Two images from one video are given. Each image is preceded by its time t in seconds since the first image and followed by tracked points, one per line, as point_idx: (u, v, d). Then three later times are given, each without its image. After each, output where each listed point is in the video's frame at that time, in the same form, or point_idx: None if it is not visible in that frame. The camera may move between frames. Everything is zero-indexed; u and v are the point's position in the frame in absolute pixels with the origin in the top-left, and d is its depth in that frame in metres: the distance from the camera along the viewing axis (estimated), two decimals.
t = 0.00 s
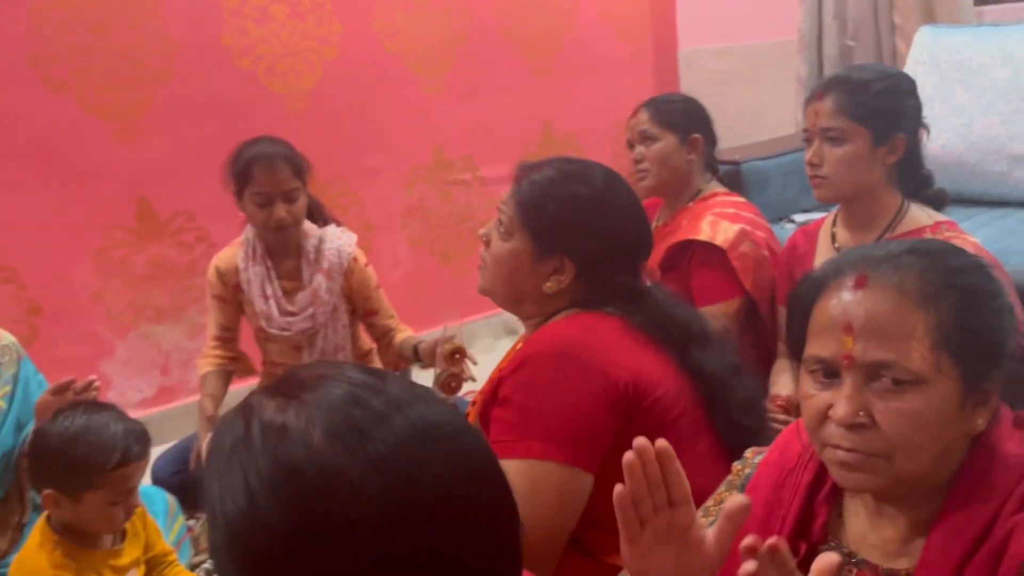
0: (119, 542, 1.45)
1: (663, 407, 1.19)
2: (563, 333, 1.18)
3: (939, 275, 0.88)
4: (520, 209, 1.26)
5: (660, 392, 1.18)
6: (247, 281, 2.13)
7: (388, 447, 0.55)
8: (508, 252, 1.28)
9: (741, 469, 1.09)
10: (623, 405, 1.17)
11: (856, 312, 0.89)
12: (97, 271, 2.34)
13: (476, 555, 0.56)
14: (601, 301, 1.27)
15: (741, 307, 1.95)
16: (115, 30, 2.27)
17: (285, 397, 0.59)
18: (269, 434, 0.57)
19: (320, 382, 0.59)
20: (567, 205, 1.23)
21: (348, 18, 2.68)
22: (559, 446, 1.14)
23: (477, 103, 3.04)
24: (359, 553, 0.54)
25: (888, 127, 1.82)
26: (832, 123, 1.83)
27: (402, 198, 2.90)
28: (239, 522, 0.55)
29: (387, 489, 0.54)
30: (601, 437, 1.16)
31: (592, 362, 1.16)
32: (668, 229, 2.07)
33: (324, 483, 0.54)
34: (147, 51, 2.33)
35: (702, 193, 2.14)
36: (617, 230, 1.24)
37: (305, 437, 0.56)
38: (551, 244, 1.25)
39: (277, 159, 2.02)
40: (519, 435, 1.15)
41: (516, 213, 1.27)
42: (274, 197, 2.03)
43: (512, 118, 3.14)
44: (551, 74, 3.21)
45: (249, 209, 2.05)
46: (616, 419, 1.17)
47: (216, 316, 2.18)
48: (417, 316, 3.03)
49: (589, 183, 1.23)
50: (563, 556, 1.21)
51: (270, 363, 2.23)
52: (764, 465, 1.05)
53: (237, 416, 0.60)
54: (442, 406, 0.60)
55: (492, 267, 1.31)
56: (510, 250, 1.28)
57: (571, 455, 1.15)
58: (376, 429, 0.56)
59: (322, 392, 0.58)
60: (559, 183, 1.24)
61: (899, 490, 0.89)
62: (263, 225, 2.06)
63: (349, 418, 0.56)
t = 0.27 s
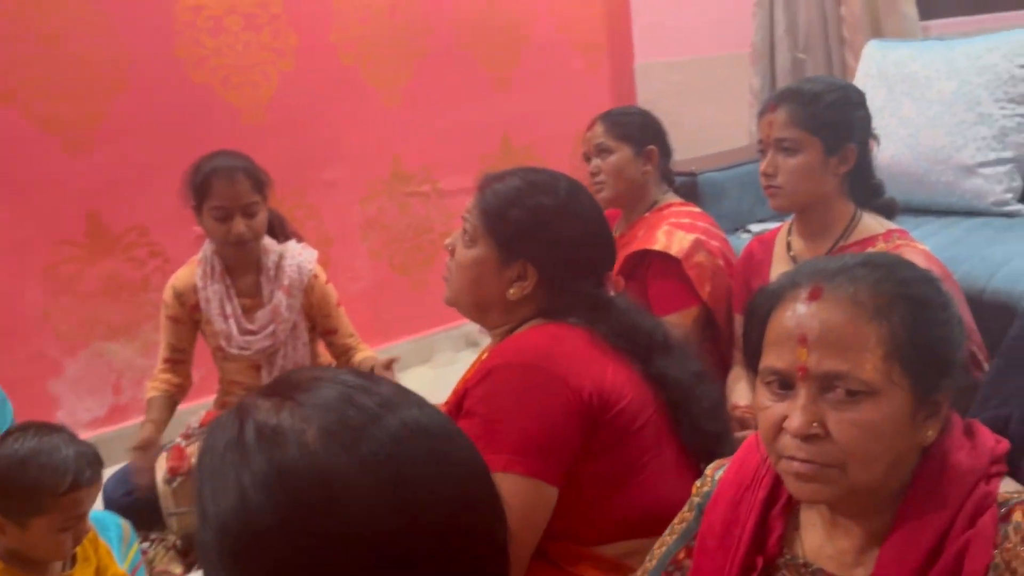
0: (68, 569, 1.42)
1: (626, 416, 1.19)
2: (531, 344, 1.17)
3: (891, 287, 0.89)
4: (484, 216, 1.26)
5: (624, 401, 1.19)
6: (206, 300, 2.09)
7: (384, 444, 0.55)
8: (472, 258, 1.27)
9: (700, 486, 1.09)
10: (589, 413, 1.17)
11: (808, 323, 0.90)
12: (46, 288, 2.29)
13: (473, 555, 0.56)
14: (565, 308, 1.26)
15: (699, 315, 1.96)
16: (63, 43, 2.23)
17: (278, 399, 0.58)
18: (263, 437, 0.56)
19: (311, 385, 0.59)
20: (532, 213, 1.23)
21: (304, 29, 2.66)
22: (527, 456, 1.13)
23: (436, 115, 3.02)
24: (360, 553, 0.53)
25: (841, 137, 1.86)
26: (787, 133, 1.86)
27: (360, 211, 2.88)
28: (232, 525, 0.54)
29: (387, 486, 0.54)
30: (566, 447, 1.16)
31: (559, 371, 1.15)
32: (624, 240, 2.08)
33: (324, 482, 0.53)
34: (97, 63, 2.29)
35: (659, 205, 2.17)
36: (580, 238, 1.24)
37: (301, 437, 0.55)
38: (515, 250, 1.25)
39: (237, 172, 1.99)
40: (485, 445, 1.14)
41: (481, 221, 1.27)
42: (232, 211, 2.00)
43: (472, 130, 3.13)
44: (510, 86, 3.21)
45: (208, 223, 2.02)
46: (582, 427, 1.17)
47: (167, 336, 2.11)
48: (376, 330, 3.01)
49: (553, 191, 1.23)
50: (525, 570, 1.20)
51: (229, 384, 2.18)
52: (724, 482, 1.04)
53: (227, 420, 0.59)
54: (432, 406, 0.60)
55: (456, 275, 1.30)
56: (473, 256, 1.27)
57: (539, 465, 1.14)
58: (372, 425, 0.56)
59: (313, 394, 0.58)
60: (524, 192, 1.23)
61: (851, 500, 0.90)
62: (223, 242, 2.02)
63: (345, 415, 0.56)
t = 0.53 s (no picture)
0: None
1: (604, 454, 1.18)
2: (504, 383, 1.17)
3: (850, 298, 0.91)
4: (457, 245, 1.25)
5: (601, 438, 1.18)
6: (160, 322, 2.05)
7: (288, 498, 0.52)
8: (445, 287, 1.27)
9: (666, 493, 1.10)
10: (566, 453, 1.16)
11: (772, 334, 0.91)
12: None
13: None
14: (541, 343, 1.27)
15: (662, 331, 1.98)
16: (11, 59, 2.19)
17: (184, 447, 0.56)
18: (160, 487, 0.54)
19: (222, 431, 0.57)
20: (505, 241, 1.23)
21: (261, 46, 2.64)
22: (501, 500, 1.11)
23: (396, 131, 3.01)
24: None
25: (796, 153, 1.89)
26: (743, 150, 1.89)
27: (319, 228, 2.86)
28: None
29: (287, 541, 0.51)
30: (543, 490, 1.14)
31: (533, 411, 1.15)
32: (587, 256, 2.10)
33: (221, 538, 0.51)
34: (47, 80, 2.25)
35: (621, 220, 2.19)
36: (554, 267, 1.25)
37: (200, 489, 0.53)
38: (488, 281, 1.25)
39: (189, 191, 1.95)
40: (461, 491, 1.12)
41: (453, 248, 1.26)
42: (186, 231, 1.96)
43: (433, 147, 3.13)
44: (470, 102, 3.22)
45: (161, 244, 1.98)
46: (559, 470, 1.15)
47: (131, 362, 2.10)
48: (337, 348, 2.98)
49: (524, 217, 1.23)
50: None
51: (185, 406, 2.14)
52: (690, 488, 1.06)
53: (134, 468, 0.57)
54: (351, 453, 0.57)
55: (428, 304, 1.29)
56: (446, 284, 1.27)
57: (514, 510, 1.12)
58: (278, 476, 0.53)
59: (222, 441, 0.55)
60: (496, 217, 1.23)
61: (819, 510, 0.91)
62: (175, 262, 1.98)
63: (249, 464, 0.54)
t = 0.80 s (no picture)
0: None
1: (579, 509, 1.15)
2: (474, 439, 1.12)
3: (819, 314, 0.92)
4: (419, 272, 1.21)
5: (575, 493, 1.14)
6: (127, 345, 2.01)
7: (193, 551, 0.56)
8: (403, 315, 1.22)
9: (634, 517, 1.10)
10: (541, 511, 1.12)
11: (742, 350, 0.92)
12: None
13: None
14: (504, 381, 1.22)
15: (632, 343, 1.98)
16: None
17: (88, 500, 0.59)
18: (66, 540, 0.57)
19: (130, 482, 0.60)
20: (468, 269, 1.18)
21: (228, 61, 2.62)
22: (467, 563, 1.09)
23: (364, 147, 3.00)
24: None
25: (761, 168, 1.91)
26: (708, 165, 1.91)
27: (288, 244, 2.83)
28: None
29: None
30: (512, 549, 1.12)
31: (506, 472, 1.11)
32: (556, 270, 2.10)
33: None
34: (8, 95, 2.21)
35: (588, 234, 2.20)
36: (520, 301, 1.19)
37: (101, 544, 0.56)
38: (449, 312, 1.20)
39: (153, 208, 1.92)
40: (427, 555, 1.09)
41: (415, 275, 1.22)
42: (150, 247, 1.93)
43: (401, 162, 3.12)
44: (439, 117, 3.22)
45: (127, 263, 1.95)
46: (532, 528, 1.12)
47: (102, 389, 2.05)
48: (305, 365, 2.95)
49: (491, 245, 1.18)
50: None
51: (154, 428, 2.11)
52: (659, 509, 1.06)
53: (39, 519, 0.60)
54: (262, 501, 0.61)
55: (388, 333, 1.25)
56: (405, 312, 1.22)
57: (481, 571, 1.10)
58: (185, 530, 0.57)
59: (130, 494, 0.59)
60: (461, 243, 1.19)
61: (789, 525, 0.92)
62: (142, 280, 1.95)
63: (155, 520, 0.57)
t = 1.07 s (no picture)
0: None
1: (544, 546, 1.15)
2: (435, 487, 1.12)
3: (787, 326, 0.93)
4: (363, 320, 1.19)
5: (541, 533, 1.15)
6: (91, 365, 1.98)
7: (205, 542, 0.62)
8: (351, 362, 1.21)
9: (607, 526, 1.11)
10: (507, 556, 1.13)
11: (710, 362, 0.92)
12: None
13: None
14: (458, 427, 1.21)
15: (605, 357, 1.99)
16: None
17: (99, 498, 0.65)
18: (80, 536, 0.62)
19: (140, 483, 0.65)
20: (415, 320, 1.16)
21: (196, 78, 2.60)
22: None
23: (335, 163, 2.99)
24: None
25: (728, 184, 1.93)
26: (676, 180, 1.93)
27: (257, 261, 2.81)
28: None
29: None
30: None
31: (471, 521, 1.11)
32: (531, 284, 2.10)
33: None
34: None
35: (560, 249, 2.21)
36: (468, 349, 1.17)
37: (114, 538, 0.61)
38: (397, 361, 1.18)
39: (119, 230, 1.89)
40: None
41: (360, 323, 1.20)
42: (116, 269, 1.90)
43: (372, 178, 3.11)
44: (409, 133, 3.21)
45: (92, 286, 1.92)
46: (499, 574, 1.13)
47: (64, 404, 2.04)
48: (276, 382, 2.92)
49: (435, 292, 1.16)
50: None
51: (123, 446, 2.09)
52: (631, 518, 1.06)
53: (51, 518, 0.65)
54: (265, 501, 0.68)
55: (337, 378, 1.24)
56: (352, 360, 1.21)
57: None
58: (195, 525, 0.63)
59: (141, 493, 0.64)
60: (405, 289, 1.16)
61: (763, 534, 0.92)
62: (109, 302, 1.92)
63: (166, 514, 0.62)
